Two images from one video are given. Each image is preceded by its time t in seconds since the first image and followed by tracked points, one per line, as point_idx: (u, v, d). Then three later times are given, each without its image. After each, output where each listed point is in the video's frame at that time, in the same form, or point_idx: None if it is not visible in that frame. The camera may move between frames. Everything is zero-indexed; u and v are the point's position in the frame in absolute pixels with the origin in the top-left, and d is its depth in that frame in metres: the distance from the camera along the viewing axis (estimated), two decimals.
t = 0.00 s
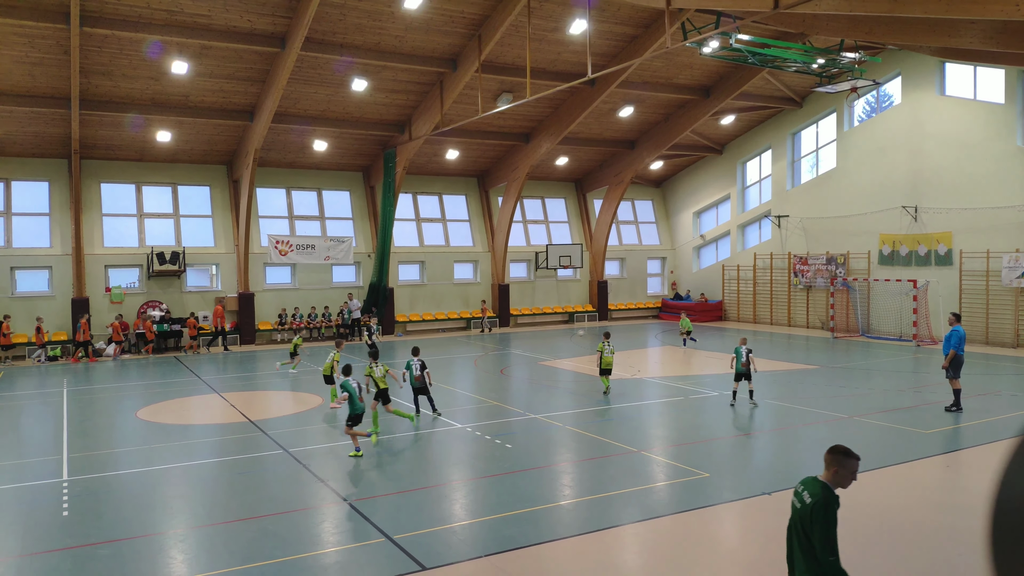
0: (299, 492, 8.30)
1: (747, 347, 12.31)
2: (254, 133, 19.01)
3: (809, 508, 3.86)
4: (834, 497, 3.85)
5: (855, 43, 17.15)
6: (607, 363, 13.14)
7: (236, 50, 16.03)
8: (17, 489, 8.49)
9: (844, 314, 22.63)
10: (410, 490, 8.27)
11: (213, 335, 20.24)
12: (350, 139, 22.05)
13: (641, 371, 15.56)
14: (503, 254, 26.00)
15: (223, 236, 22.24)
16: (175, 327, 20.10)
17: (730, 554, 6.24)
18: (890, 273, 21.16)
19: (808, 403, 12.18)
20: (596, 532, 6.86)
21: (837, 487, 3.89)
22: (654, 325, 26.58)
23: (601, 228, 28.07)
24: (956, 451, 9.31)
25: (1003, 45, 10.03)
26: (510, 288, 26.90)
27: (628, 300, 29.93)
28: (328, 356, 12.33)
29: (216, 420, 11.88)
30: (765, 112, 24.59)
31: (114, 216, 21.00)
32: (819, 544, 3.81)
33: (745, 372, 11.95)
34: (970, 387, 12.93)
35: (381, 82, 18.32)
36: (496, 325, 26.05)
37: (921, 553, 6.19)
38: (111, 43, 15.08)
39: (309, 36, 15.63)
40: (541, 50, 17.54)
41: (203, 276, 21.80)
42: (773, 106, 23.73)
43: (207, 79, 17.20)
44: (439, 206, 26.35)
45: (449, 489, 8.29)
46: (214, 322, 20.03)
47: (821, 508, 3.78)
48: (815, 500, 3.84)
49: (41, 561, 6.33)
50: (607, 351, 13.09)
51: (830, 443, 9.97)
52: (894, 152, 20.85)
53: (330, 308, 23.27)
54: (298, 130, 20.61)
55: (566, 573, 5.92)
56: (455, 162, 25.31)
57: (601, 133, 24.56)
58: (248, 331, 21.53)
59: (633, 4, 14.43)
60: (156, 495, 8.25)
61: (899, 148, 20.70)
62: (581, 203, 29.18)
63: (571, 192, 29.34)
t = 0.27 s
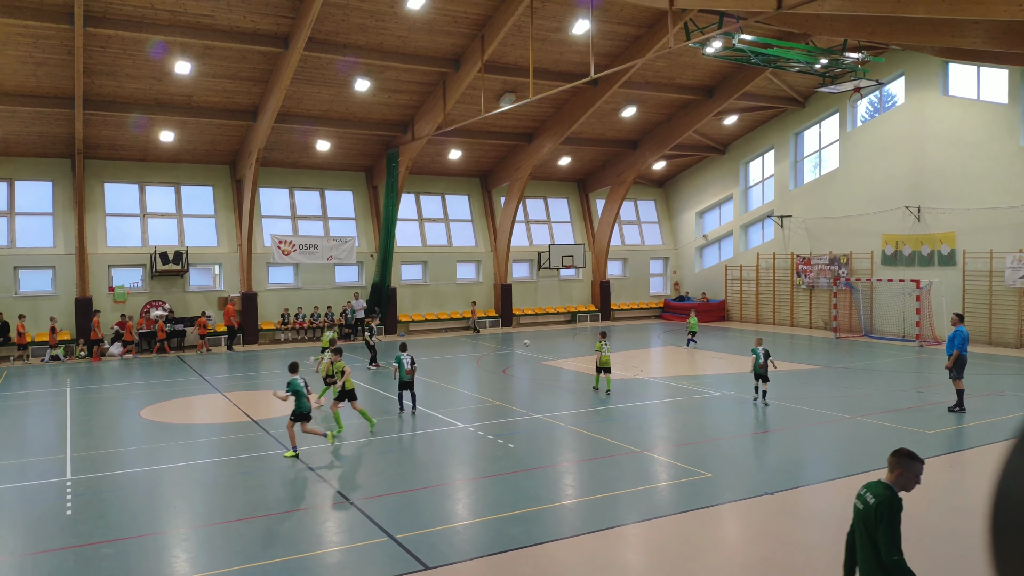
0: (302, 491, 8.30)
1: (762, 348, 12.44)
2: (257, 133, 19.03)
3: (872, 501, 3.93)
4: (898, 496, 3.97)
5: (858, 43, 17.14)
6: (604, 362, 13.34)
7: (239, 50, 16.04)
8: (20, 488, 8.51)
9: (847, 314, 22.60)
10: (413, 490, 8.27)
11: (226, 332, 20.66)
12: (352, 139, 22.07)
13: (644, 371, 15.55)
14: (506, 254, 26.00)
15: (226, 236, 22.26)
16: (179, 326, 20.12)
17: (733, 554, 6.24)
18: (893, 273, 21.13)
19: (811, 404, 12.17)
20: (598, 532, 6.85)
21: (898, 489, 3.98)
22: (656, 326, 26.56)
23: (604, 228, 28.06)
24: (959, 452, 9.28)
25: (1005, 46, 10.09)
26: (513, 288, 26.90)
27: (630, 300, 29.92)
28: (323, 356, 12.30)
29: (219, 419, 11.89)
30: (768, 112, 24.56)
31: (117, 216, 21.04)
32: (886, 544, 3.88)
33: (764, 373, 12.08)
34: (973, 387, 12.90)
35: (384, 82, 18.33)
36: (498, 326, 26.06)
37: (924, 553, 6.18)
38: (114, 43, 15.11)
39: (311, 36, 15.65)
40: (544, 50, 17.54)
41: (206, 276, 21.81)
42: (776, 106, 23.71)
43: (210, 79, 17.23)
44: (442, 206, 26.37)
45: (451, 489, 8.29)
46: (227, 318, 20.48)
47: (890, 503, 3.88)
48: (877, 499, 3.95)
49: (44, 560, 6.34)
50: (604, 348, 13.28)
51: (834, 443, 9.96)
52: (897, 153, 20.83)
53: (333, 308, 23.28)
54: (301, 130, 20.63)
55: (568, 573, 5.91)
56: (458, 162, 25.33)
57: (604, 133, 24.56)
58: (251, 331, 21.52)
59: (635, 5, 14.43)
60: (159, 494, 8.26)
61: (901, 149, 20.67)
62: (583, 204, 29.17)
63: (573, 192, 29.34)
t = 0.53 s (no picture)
0: (304, 491, 8.31)
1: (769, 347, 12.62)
2: (259, 133, 19.04)
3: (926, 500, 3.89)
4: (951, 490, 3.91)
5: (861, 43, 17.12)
6: (599, 360, 13.51)
7: (241, 50, 16.05)
8: (23, 488, 8.52)
9: (849, 315, 22.57)
10: (415, 490, 8.27)
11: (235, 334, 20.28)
12: (355, 139, 22.08)
13: (646, 371, 15.55)
14: (508, 254, 26.00)
15: (228, 236, 22.29)
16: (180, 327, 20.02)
17: (735, 554, 6.24)
18: (895, 273, 21.11)
19: (814, 404, 12.15)
20: (601, 532, 6.86)
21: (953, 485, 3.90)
22: (659, 325, 26.55)
23: (606, 228, 28.05)
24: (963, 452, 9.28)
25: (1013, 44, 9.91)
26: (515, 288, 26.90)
27: (632, 300, 29.90)
28: (315, 356, 12.26)
29: (221, 419, 11.90)
30: (770, 112, 24.55)
31: (120, 216, 21.07)
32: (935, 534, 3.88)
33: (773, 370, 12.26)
34: (976, 388, 12.88)
35: (386, 82, 18.34)
36: (500, 325, 26.06)
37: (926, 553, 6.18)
38: (117, 43, 15.12)
39: (314, 36, 15.66)
40: (546, 50, 17.54)
41: (209, 276, 21.87)
42: (779, 106, 23.69)
43: (212, 79, 17.24)
44: (444, 206, 26.37)
45: (454, 489, 8.30)
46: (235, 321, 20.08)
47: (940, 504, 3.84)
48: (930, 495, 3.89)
49: (47, 560, 6.35)
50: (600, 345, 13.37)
51: (836, 443, 9.95)
52: (899, 152, 20.80)
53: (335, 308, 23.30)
54: (303, 130, 20.63)
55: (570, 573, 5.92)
56: (460, 162, 25.33)
57: (606, 133, 24.55)
58: (254, 332, 21.31)
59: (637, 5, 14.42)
60: (162, 494, 8.27)
61: (904, 148, 20.65)
62: (585, 203, 29.16)
63: (576, 192, 29.33)
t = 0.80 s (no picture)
0: (307, 491, 8.32)
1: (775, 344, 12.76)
2: (262, 133, 19.06)
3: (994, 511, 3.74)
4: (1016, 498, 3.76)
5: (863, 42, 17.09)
6: (597, 360, 13.67)
7: (244, 51, 16.06)
8: (26, 487, 8.54)
9: (852, 315, 22.55)
10: (417, 490, 8.28)
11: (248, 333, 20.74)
12: (357, 140, 22.09)
13: (648, 372, 15.54)
14: (510, 254, 26.00)
15: (231, 236, 22.31)
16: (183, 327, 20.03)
17: (737, 555, 6.24)
18: (898, 273, 21.09)
19: (816, 404, 12.14)
20: (603, 533, 6.86)
21: None
22: (661, 326, 26.53)
23: (608, 228, 28.04)
24: (966, 452, 9.27)
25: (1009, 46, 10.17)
26: (517, 288, 26.91)
27: (634, 300, 29.89)
28: (305, 356, 12.34)
29: (224, 419, 11.91)
30: (773, 112, 24.53)
31: (123, 216, 21.09)
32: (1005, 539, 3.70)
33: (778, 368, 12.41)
34: (979, 388, 12.86)
35: (388, 82, 18.35)
36: (502, 326, 26.07)
37: (928, 553, 6.18)
38: (120, 44, 15.14)
39: (316, 37, 15.67)
40: (548, 50, 17.54)
41: (211, 276, 21.90)
42: (781, 106, 23.68)
43: (215, 80, 17.26)
44: (446, 206, 26.38)
45: (456, 489, 8.31)
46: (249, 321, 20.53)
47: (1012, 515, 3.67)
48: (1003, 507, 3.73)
49: (49, 560, 6.36)
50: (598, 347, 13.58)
51: (838, 444, 9.94)
52: (902, 152, 20.78)
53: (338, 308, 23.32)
54: (305, 130, 20.64)
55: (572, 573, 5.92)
56: (462, 162, 25.34)
57: (608, 133, 24.55)
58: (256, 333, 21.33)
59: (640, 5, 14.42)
60: (165, 494, 8.28)
61: (907, 148, 20.62)
62: (587, 204, 29.16)
63: (578, 192, 29.33)
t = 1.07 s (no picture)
0: (308, 491, 8.33)
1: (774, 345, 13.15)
2: (263, 133, 19.08)
3: None
4: None
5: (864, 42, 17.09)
6: (597, 357, 13.82)
7: (246, 51, 16.07)
8: (28, 487, 8.54)
9: (853, 315, 22.54)
10: (419, 490, 8.29)
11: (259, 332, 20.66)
12: (358, 140, 22.09)
13: (649, 372, 15.54)
14: (511, 254, 26.01)
15: (233, 237, 22.33)
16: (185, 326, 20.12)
17: (739, 555, 6.24)
18: (899, 273, 21.07)
19: (818, 404, 12.14)
20: (605, 533, 6.86)
21: None
22: (662, 326, 26.52)
23: (609, 228, 28.02)
24: (968, 453, 9.26)
25: (1013, 45, 10.30)
26: (518, 289, 26.91)
27: (636, 300, 29.89)
28: (295, 355, 12.32)
29: (225, 419, 11.92)
30: (774, 112, 24.54)
31: (125, 216, 21.11)
32: None
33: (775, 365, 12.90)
34: (980, 388, 12.86)
35: (389, 82, 18.36)
36: (504, 326, 26.07)
37: (931, 553, 6.17)
38: (121, 44, 15.15)
39: (318, 37, 15.68)
40: (549, 50, 17.54)
41: (213, 276, 21.92)
42: (783, 106, 23.68)
43: (217, 80, 17.27)
44: (448, 206, 26.38)
45: (457, 489, 8.31)
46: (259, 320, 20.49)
47: None
48: None
49: (51, 560, 6.36)
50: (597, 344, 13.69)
51: (839, 444, 9.94)
52: (904, 152, 20.77)
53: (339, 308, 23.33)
54: (307, 130, 20.63)
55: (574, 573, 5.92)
56: (463, 163, 25.34)
57: (610, 133, 24.55)
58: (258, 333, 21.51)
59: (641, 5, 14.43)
60: (166, 494, 8.29)
61: (908, 148, 20.61)
62: (588, 204, 29.15)
63: (579, 192, 29.32)
